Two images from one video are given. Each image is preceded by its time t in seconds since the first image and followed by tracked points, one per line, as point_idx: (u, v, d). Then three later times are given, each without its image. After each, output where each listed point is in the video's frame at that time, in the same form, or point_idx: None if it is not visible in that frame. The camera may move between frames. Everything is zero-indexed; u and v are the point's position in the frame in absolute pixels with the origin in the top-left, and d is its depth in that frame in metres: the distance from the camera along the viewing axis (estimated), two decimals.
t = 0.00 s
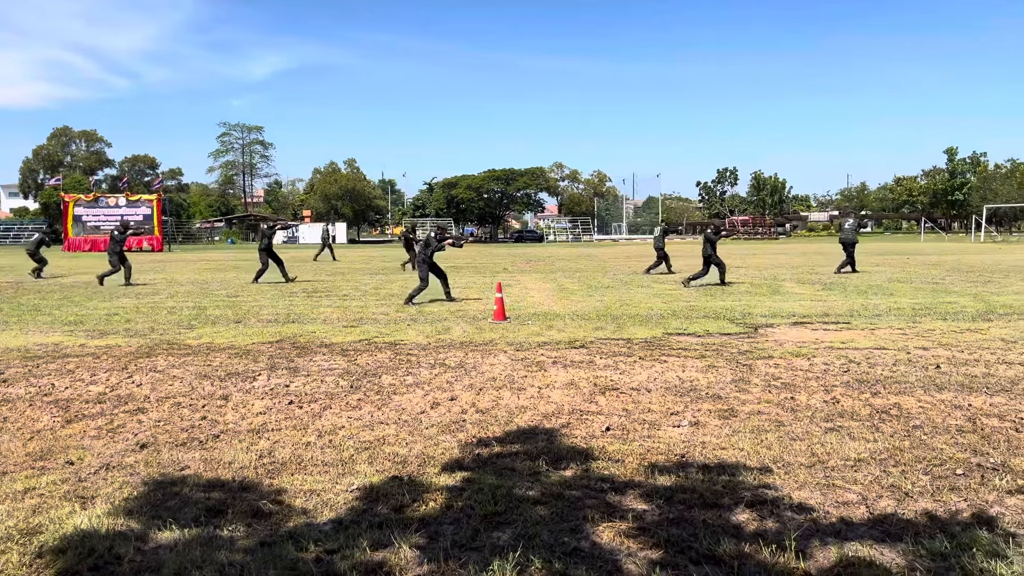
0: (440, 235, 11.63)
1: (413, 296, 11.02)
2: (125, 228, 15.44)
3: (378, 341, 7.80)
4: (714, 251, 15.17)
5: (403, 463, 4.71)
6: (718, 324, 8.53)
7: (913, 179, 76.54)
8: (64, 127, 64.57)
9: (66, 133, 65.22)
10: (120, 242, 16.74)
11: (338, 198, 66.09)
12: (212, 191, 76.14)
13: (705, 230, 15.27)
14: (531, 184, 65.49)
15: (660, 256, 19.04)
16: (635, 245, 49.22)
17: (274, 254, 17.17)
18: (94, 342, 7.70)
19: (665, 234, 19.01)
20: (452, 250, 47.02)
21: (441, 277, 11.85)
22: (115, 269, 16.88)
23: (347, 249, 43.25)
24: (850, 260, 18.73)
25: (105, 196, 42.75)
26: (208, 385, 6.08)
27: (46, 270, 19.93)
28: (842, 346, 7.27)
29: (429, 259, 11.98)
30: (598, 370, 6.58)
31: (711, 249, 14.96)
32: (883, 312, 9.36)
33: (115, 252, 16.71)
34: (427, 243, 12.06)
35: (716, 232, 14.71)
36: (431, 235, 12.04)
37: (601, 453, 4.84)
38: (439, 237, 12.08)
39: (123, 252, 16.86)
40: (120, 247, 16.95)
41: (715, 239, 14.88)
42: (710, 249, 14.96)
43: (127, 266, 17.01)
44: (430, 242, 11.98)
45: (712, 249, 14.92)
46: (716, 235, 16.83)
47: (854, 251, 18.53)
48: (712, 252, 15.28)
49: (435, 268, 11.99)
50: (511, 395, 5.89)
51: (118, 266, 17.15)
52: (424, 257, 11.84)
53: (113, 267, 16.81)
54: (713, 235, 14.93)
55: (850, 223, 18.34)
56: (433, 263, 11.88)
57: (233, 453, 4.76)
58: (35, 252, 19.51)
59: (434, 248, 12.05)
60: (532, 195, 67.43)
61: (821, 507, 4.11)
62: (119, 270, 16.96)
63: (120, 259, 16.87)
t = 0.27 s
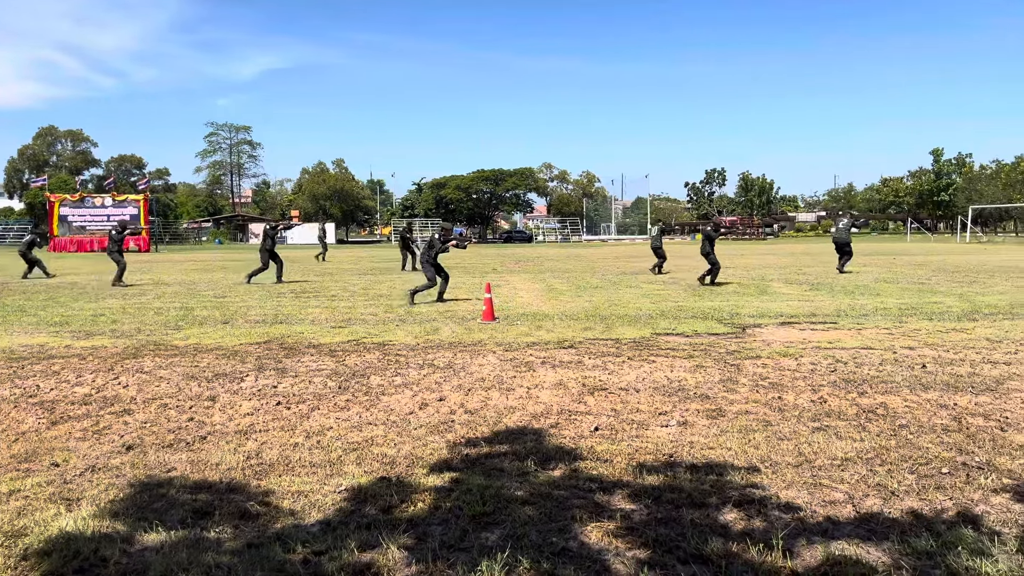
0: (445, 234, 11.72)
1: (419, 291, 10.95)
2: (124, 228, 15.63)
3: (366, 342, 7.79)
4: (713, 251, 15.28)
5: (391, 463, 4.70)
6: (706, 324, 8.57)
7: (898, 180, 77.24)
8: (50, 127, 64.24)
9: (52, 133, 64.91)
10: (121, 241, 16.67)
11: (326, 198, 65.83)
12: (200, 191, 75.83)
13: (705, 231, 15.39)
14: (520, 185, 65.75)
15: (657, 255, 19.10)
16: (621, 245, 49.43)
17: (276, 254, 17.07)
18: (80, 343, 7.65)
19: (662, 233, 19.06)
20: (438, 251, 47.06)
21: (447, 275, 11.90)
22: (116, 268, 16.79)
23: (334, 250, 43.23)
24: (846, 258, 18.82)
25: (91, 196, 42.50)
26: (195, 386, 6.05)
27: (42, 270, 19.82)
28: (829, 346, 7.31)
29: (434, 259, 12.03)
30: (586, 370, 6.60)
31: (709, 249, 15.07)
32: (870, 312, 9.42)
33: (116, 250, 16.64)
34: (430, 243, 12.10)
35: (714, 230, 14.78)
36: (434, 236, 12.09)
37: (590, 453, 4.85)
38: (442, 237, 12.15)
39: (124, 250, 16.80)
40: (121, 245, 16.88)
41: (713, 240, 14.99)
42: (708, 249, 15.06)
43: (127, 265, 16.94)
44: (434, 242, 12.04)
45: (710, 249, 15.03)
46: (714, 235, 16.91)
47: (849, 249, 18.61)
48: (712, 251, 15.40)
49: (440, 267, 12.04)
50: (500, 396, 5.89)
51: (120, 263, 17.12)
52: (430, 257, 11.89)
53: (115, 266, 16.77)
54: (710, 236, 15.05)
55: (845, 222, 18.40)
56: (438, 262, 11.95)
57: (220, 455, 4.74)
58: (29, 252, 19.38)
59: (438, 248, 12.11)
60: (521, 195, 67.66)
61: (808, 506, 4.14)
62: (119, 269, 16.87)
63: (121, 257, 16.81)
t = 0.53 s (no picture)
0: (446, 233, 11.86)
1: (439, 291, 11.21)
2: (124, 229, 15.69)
3: (354, 343, 7.78)
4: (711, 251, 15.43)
5: (379, 464, 4.70)
6: (694, 324, 8.60)
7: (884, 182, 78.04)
8: (36, 127, 63.98)
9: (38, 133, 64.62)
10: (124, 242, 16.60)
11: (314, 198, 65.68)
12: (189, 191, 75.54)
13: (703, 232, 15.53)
14: (507, 184, 66.39)
15: (654, 255, 19.21)
16: (608, 246, 49.72)
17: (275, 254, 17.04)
18: (65, 344, 7.60)
19: (660, 233, 19.13)
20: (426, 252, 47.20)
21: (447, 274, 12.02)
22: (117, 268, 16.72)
23: (322, 250, 43.24)
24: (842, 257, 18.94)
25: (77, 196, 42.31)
26: (182, 387, 6.03)
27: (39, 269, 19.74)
28: (816, 346, 7.35)
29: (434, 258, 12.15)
30: (575, 370, 6.61)
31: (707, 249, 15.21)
32: (857, 312, 9.47)
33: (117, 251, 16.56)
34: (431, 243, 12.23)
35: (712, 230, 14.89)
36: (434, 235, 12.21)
37: (578, 453, 4.86)
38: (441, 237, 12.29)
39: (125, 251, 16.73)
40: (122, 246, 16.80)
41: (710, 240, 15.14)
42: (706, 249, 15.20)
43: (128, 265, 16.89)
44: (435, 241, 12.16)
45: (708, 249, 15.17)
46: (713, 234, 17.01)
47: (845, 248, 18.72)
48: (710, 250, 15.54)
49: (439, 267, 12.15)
50: (488, 396, 5.90)
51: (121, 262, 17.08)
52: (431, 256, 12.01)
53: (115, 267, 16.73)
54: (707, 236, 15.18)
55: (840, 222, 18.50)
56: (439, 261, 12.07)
57: (207, 456, 4.73)
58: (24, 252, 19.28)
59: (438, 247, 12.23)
60: (509, 196, 68.04)
61: (795, 505, 4.16)
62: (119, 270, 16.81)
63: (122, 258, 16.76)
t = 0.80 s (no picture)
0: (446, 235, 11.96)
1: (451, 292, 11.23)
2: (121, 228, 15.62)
3: (342, 343, 7.76)
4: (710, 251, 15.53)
5: (367, 465, 4.69)
6: (682, 324, 8.64)
7: (871, 183, 78.63)
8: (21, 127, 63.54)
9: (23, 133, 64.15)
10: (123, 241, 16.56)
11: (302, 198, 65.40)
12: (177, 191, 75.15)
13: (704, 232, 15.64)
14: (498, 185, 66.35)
15: (653, 254, 19.31)
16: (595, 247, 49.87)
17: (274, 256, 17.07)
18: (50, 345, 7.55)
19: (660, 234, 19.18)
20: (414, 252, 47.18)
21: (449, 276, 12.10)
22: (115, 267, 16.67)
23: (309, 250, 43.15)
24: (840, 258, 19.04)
25: (63, 195, 41.99)
26: (169, 388, 6.00)
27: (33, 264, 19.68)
28: (803, 346, 7.39)
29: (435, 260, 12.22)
30: (563, 371, 6.62)
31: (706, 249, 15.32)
32: (844, 312, 9.53)
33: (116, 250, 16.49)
34: (430, 245, 12.30)
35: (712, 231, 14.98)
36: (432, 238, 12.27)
37: (566, 454, 4.87)
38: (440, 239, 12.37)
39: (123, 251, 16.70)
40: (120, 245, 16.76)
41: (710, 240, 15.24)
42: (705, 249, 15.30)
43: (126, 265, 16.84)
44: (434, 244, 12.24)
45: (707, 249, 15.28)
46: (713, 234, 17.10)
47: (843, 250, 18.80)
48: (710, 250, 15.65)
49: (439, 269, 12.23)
50: (477, 397, 5.90)
51: (118, 262, 16.99)
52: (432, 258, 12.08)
53: (114, 267, 16.65)
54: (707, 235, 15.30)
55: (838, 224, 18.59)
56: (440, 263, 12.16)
57: (194, 457, 4.70)
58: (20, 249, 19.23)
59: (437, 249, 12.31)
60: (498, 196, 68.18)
61: (782, 505, 4.18)
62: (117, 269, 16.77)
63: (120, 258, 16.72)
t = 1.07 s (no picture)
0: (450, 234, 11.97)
1: (456, 290, 11.13)
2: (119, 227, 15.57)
3: (332, 343, 7.74)
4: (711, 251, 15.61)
5: (357, 465, 4.68)
6: (671, 325, 8.67)
7: (860, 184, 79.18)
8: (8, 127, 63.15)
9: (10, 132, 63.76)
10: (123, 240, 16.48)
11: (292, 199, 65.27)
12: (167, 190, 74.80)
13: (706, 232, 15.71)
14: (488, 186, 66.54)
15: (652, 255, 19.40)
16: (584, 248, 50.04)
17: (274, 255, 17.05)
18: (37, 345, 7.50)
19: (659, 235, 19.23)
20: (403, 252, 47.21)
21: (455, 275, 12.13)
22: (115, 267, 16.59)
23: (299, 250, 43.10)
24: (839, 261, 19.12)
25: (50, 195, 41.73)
26: (157, 389, 5.97)
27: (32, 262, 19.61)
28: (792, 346, 7.43)
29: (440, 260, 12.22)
30: (553, 371, 6.63)
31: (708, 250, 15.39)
32: (833, 313, 9.58)
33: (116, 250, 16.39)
34: (434, 245, 12.28)
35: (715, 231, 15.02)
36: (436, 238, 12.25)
37: (556, 454, 4.88)
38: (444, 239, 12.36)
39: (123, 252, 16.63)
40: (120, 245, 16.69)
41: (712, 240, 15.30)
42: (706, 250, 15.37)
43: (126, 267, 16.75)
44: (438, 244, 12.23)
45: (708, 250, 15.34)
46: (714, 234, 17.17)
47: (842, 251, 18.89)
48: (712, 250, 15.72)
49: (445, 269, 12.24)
50: (467, 397, 5.90)
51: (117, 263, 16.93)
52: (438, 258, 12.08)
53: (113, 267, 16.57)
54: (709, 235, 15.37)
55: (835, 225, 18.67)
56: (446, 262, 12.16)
57: (182, 458, 4.69)
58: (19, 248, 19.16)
59: (442, 249, 12.31)
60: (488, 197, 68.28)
61: (770, 505, 4.20)
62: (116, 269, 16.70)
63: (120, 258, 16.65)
